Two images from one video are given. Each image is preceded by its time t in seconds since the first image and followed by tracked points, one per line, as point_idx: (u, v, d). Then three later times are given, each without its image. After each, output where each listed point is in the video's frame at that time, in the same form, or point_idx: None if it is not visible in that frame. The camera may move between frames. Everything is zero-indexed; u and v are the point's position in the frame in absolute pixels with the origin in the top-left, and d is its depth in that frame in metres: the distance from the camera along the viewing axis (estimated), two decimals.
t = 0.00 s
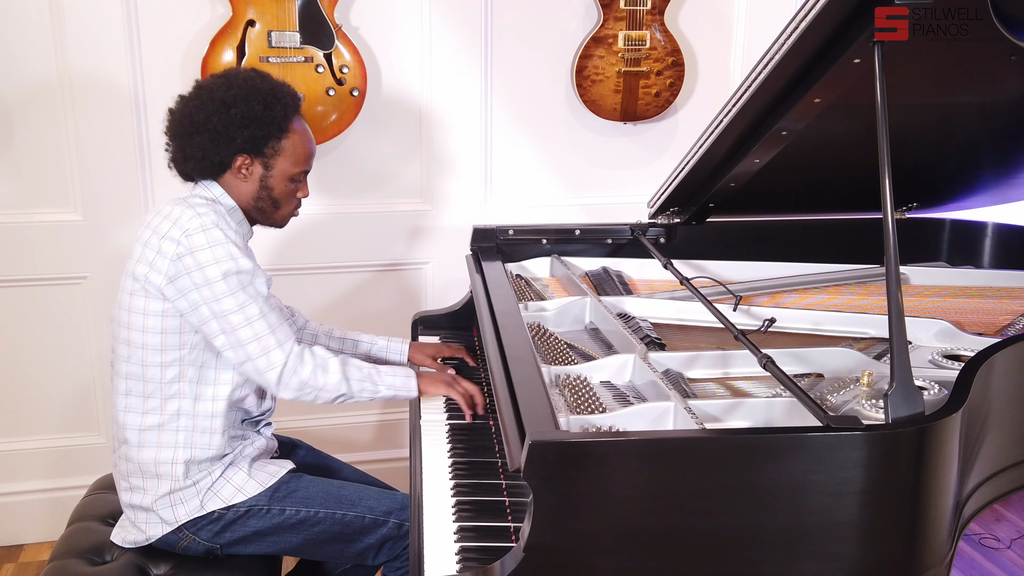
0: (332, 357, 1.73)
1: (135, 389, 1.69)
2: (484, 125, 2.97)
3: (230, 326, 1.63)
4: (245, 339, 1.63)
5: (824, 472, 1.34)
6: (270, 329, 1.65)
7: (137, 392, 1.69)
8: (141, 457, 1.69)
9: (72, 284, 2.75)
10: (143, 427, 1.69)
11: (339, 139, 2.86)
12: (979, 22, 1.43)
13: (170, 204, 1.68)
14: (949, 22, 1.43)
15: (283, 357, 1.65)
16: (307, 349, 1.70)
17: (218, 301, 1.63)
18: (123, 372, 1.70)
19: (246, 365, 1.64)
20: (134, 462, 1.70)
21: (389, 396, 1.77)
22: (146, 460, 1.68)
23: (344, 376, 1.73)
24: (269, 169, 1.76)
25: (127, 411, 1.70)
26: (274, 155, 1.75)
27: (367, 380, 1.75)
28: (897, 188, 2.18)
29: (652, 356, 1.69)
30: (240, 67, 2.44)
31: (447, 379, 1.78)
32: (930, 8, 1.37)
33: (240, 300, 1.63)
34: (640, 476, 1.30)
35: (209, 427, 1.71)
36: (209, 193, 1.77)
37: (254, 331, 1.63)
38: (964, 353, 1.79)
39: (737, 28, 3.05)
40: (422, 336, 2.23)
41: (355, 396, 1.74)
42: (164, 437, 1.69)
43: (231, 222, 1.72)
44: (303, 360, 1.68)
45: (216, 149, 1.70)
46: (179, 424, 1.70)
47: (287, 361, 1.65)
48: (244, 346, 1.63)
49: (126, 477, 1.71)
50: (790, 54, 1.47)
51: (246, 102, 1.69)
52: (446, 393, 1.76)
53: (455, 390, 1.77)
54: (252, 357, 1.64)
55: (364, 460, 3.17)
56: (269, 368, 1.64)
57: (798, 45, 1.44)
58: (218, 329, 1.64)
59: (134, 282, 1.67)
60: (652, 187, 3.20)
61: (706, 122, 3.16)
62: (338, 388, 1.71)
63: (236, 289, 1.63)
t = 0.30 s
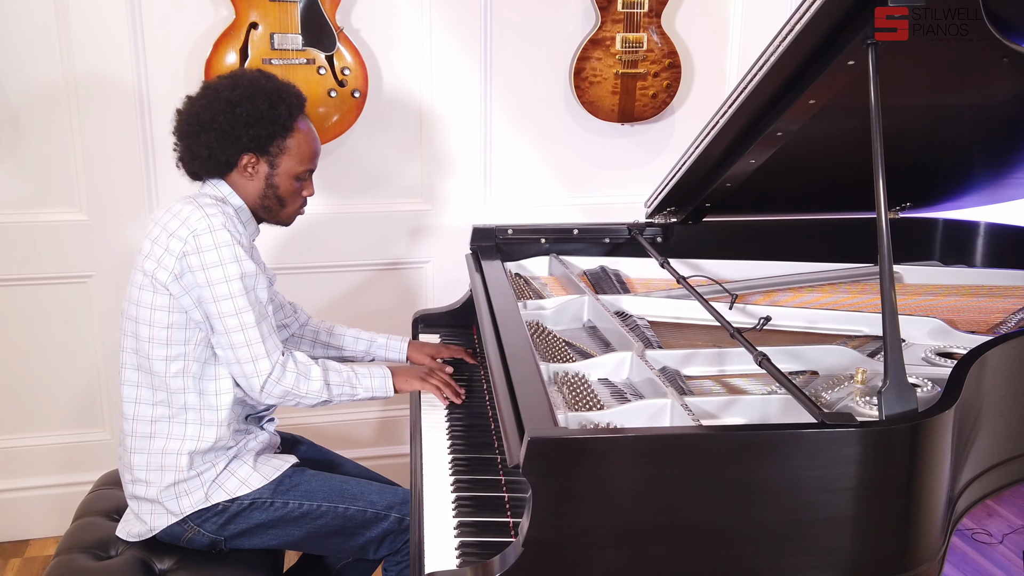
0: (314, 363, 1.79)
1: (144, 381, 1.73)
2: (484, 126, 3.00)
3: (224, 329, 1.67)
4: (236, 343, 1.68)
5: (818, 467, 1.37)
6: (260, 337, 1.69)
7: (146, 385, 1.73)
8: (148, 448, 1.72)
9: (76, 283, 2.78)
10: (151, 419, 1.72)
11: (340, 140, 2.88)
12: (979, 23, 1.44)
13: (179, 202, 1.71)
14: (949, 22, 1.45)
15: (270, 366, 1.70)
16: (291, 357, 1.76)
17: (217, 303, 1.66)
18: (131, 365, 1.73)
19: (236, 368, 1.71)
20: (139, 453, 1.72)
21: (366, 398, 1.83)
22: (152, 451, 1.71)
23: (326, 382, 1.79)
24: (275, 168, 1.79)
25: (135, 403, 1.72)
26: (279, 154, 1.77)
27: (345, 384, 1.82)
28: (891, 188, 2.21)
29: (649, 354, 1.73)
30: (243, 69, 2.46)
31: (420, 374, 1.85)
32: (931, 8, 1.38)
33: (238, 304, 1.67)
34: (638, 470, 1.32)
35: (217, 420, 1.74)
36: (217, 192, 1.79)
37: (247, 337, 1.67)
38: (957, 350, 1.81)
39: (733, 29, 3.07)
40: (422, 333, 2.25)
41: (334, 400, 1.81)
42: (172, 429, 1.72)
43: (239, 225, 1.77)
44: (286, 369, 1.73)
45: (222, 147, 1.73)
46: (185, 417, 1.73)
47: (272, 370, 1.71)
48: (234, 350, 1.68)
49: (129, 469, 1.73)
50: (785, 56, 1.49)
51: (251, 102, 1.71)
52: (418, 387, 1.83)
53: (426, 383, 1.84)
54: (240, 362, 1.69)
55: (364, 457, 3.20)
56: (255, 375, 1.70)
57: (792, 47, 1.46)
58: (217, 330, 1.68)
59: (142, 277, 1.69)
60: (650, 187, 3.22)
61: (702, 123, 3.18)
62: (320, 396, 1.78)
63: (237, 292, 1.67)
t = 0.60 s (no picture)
0: (334, 349, 1.82)
1: (157, 373, 1.73)
2: (483, 127, 3.02)
3: (242, 313, 1.71)
4: (254, 326, 1.71)
5: (813, 464, 1.39)
6: (278, 319, 1.73)
7: (159, 375, 1.73)
8: (159, 438, 1.74)
9: (81, 282, 2.80)
10: (162, 410, 1.74)
11: (341, 141, 2.91)
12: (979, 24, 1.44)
13: (188, 194, 1.75)
14: (949, 22, 1.45)
15: (289, 347, 1.74)
16: (310, 340, 1.79)
17: (232, 288, 1.70)
18: (143, 356, 1.74)
19: (255, 350, 1.73)
20: (149, 442, 1.74)
21: (383, 391, 1.83)
22: (165, 440, 1.74)
23: (343, 369, 1.81)
24: (279, 168, 1.81)
25: (149, 395, 1.73)
26: (284, 155, 1.80)
27: (364, 374, 1.83)
28: (885, 188, 2.23)
29: (646, 351, 1.75)
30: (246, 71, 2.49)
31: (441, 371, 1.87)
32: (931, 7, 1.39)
33: (255, 289, 1.71)
34: (635, 466, 1.34)
35: (227, 408, 1.78)
36: (222, 187, 1.81)
37: (265, 320, 1.72)
38: (949, 348, 1.84)
39: (728, 31, 3.10)
40: (422, 332, 2.28)
41: (351, 388, 1.83)
42: (183, 418, 1.75)
43: (245, 212, 1.79)
44: (304, 351, 1.76)
45: (229, 148, 1.75)
46: (195, 407, 1.76)
47: (292, 351, 1.75)
48: (253, 332, 1.72)
49: (139, 459, 1.75)
50: (779, 59, 1.52)
51: (259, 105, 1.73)
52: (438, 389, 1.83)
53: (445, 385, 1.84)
54: (259, 343, 1.72)
55: (365, 454, 3.22)
56: (275, 355, 1.73)
57: (788, 49, 1.49)
58: (233, 316, 1.72)
59: (154, 269, 1.72)
60: (647, 187, 3.25)
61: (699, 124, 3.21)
62: (336, 380, 1.80)
63: (253, 276, 1.71)
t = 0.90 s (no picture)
0: (338, 338, 1.85)
1: (166, 365, 1.77)
2: (482, 127, 3.05)
3: (247, 304, 1.74)
4: (260, 316, 1.75)
5: (808, 459, 1.41)
6: (282, 308, 1.76)
7: (167, 367, 1.77)
8: (168, 429, 1.78)
9: (85, 280, 2.83)
10: (172, 401, 1.77)
11: (343, 141, 2.93)
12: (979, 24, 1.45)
13: (191, 188, 1.77)
14: (949, 22, 1.46)
15: (294, 335, 1.77)
16: (315, 328, 1.82)
17: (237, 280, 1.73)
18: (152, 349, 1.78)
19: (261, 339, 1.77)
20: (159, 434, 1.78)
21: (386, 380, 1.87)
22: (174, 431, 1.78)
23: (347, 357, 1.84)
24: (281, 166, 1.84)
25: (158, 387, 1.77)
26: (285, 154, 1.82)
27: (368, 363, 1.86)
28: (879, 189, 2.26)
29: (644, 349, 1.78)
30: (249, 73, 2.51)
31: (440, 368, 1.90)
32: (930, 7, 1.40)
33: (259, 280, 1.74)
34: (633, 461, 1.36)
35: (235, 399, 1.81)
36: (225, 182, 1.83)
37: (270, 309, 1.75)
38: (943, 346, 1.87)
39: (725, 32, 3.12)
40: (423, 329, 2.30)
41: (355, 377, 1.86)
42: (192, 409, 1.78)
43: (248, 205, 1.83)
44: (309, 339, 1.79)
45: (231, 146, 1.78)
46: (204, 398, 1.79)
47: (297, 339, 1.78)
48: (259, 322, 1.75)
49: (148, 450, 1.79)
50: (775, 60, 1.54)
51: (261, 106, 1.76)
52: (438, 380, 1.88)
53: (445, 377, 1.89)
54: (264, 333, 1.76)
55: (366, 451, 3.25)
56: (280, 343, 1.76)
57: (782, 51, 1.51)
58: (239, 307, 1.75)
59: (160, 264, 1.74)
60: (645, 187, 3.27)
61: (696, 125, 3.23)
62: (341, 368, 1.82)
63: (257, 267, 1.73)
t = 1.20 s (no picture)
0: (336, 343, 1.87)
1: (169, 368, 1.80)
2: (481, 128, 3.07)
3: (246, 312, 1.76)
4: (258, 324, 1.77)
5: (803, 455, 1.43)
6: (280, 317, 1.78)
7: (171, 370, 1.80)
8: (171, 430, 1.81)
9: (89, 279, 2.85)
10: (175, 403, 1.80)
11: (345, 142, 2.95)
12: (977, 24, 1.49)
13: (194, 195, 1.79)
14: (949, 22, 1.48)
15: (291, 342, 1.79)
16: (312, 334, 1.84)
17: (236, 288, 1.75)
18: (155, 352, 1.80)
19: (259, 345, 1.79)
20: (162, 434, 1.81)
21: (384, 383, 1.89)
22: (176, 432, 1.81)
23: (345, 362, 1.86)
24: (285, 165, 1.86)
25: (161, 389, 1.80)
26: (290, 153, 1.85)
27: (365, 367, 1.88)
28: (873, 189, 2.28)
29: (641, 347, 1.80)
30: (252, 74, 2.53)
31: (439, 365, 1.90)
32: (930, 8, 1.43)
33: (257, 288, 1.76)
34: (630, 457, 1.39)
35: (236, 401, 1.84)
36: (228, 184, 1.87)
37: (268, 318, 1.77)
38: (936, 344, 1.89)
39: (721, 34, 3.15)
40: (423, 328, 2.33)
41: (353, 381, 1.88)
42: (195, 411, 1.81)
43: (250, 213, 1.86)
44: (306, 346, 1.81)
45: (236, 144, 1.80)
46: (206, 400, 1.82)
47: (294, 346, 1.80)
48: (257, 329, 1.77)
49: (150, 450, 1.81)
50: (771, 63, 1.56)
51: (266, 102, 1.78)
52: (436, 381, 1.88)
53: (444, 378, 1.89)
54: (262, 340, 1.78)
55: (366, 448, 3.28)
56: (278, 350, 1.79)
57: (778, 53, 1.53)
58: (239, 313, 1.78)
59: (163, 268, 1.77)
60: (642, 187, 3.30)
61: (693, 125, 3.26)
62: (338, 373, 1.85)
63: (256, 276, 1.76)
